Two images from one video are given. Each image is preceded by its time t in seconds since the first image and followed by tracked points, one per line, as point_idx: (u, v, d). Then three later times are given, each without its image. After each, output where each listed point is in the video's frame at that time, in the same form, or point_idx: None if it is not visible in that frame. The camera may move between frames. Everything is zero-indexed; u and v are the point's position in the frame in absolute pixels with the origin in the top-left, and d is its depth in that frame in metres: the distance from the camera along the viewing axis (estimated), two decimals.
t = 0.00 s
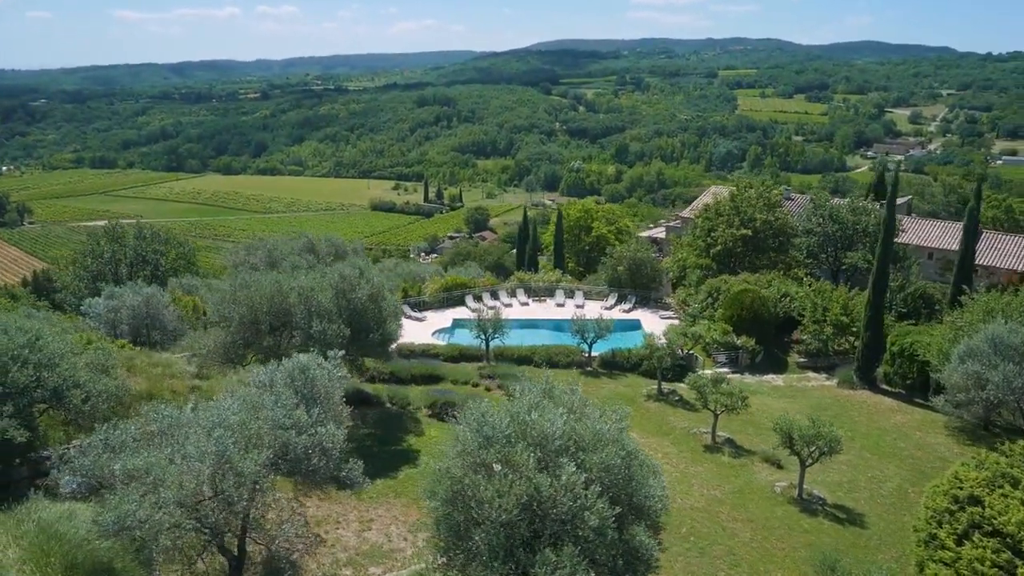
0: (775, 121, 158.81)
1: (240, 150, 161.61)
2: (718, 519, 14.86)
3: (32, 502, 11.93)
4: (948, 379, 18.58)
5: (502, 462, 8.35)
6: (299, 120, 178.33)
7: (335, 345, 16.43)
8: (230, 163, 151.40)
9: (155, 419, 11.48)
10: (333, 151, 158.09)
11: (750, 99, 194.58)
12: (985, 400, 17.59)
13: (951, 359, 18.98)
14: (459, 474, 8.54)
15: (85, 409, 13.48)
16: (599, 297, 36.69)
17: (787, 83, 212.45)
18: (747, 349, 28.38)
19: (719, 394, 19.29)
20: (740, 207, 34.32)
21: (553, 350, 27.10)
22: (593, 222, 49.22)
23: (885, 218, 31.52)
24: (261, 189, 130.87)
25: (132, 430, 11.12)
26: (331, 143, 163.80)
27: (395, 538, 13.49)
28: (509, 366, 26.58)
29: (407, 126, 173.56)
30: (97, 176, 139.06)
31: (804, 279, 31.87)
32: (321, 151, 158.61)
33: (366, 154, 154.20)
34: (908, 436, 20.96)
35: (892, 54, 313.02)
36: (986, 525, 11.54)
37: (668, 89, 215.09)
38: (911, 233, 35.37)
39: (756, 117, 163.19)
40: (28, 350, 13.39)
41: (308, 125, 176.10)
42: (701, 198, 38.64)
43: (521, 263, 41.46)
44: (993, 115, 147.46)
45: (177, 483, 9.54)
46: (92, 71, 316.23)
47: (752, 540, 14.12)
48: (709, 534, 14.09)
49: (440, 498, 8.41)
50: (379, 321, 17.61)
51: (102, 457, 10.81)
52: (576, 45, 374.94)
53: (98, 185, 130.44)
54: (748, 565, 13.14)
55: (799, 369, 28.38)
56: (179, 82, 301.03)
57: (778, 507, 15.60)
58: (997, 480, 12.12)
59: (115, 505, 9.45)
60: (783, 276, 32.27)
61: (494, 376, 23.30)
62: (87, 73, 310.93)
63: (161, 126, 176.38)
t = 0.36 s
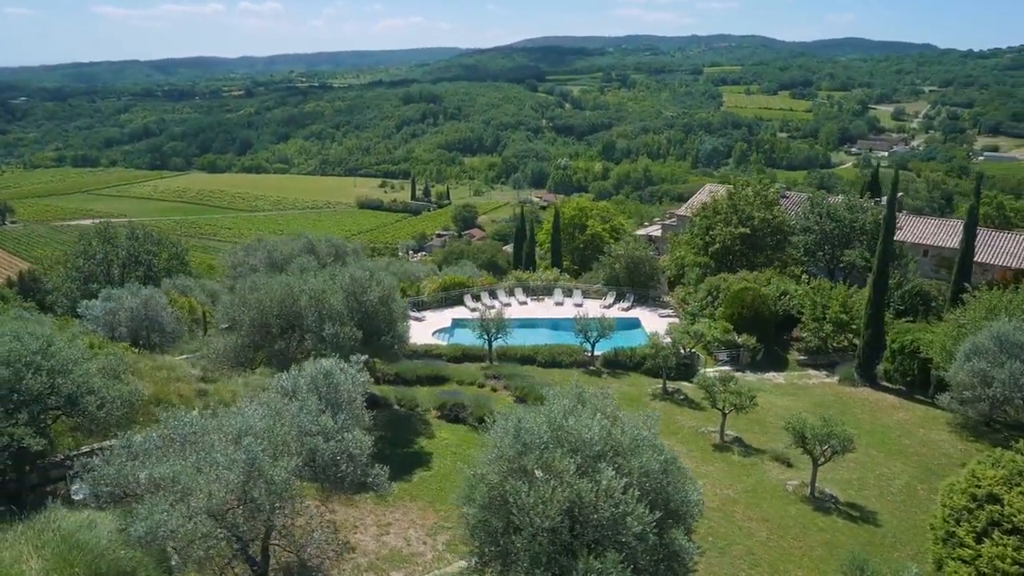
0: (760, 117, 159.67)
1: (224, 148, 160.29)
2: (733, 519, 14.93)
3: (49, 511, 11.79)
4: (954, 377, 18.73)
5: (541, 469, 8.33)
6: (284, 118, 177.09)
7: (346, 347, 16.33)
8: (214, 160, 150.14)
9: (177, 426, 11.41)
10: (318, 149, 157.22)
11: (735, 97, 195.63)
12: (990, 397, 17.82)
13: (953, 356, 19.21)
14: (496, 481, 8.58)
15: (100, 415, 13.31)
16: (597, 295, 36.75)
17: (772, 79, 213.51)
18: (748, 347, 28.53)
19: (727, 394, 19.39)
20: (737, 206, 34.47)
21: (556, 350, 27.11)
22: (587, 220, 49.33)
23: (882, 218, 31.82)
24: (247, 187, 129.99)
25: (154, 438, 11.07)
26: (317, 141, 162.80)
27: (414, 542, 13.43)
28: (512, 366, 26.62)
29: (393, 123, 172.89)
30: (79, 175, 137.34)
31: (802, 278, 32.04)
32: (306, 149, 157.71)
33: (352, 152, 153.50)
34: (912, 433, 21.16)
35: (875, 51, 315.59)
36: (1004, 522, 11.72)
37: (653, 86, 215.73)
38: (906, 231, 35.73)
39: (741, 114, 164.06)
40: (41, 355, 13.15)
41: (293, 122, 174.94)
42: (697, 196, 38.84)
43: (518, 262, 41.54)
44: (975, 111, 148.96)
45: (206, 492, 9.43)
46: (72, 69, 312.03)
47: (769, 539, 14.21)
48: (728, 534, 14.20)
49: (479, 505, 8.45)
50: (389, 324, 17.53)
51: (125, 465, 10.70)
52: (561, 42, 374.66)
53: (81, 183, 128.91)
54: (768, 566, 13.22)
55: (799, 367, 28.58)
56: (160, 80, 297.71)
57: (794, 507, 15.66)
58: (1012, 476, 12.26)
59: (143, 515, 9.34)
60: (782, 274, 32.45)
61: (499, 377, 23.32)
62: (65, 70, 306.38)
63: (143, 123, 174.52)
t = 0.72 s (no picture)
0: (745, 115, 160.41)
1: (209, 146, 158.87)
2: (749, 521, 14.97)
3: (67, 524, 11.57)
4: (962, 376, 18.86)
5: (582, 479, 8.29)
6: (269, 116, 175.77)
7: (358, 352, 16.20)
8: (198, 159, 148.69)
9: (200, 436, 11.27)
10: (304, 147, 156.21)
11: (720, 94, 196.45)
12: (999, 398, 17.96)
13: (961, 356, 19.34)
14: (535, 491, 8.54)
15: (114, 425, 13.09)
16: (595, 295, 36.73)
17: (756, 77, 214.38)
18: (749, 346, 28.60)
19: (736, 395, 19.44)
20: (736, 205, 34.57)
21: (559, 351, 27.03)
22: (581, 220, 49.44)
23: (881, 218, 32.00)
24: (233, 186, 128.93)
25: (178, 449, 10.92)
26: (302, 139, 161.64)
27: (434, 549, 13.30)
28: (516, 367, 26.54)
29: (379, 121, 172.09)
30: (60, 174, 135.55)
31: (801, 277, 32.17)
32: (292, 147, 156.61)
33: (338, 150, 152.63)
34: (916, 432, 21.33)
35: (858, 49, 318.24)
36: None
37: (639, 83, 216.12)
38: (901, 229, 35.96)
39: (726, 111, 164.72)
40: (53, 365, 12.92)
41: (278, 120, 173.69)
42: (694, 196, 38.96)
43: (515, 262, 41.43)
44: (956, 108, 150.59)
45: (236, 504, 9.28)
46: (51, 67, 307.67)
47: (786, 541, 14.27)
48: (746, 536, 14.26)
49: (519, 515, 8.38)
50: (400, 327, 17.42)
51: (148, 476, 10.53)
52: (546, 39, 374.52)
53: (63, 183, 127.24)
54: (788, 568, 13.28)
55: (800, 366, 28.74)
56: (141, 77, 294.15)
57: (809, 509, 15.69)
58: None
59: (173, 529, 9.20)
60: (781, 273, 32.57)
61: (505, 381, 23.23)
62: (44, 68, 302.14)
63: (125, 122, 172.56)
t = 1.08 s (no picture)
0: (730, 113, 161.07)
1: (194, 145, 157.44)
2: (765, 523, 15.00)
3: (85, 536, 11.36)
4: (971, 376, 18.96)
5: (623, 491, 8.24)
6: (254, 115, 174.37)
7: (368, 358, 16.10)
8: (183, 158, 147.30)
9: (221, 447, 11.10)
10: (290, 146, 155.19)
11: (706, 92, 197.27)
12: (1006, 398, 18.08)
13: (969, 356, 19.44)
14: (575, 504, 8.49)
15: (128, 436, 12.88)
16: (593, 295, 36.73)
17: (741, 75, 215.31)
18: (751, 346, 28.70)
19: (747, 396, 19.43)
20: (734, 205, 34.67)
21: (562, 353, 26.98)
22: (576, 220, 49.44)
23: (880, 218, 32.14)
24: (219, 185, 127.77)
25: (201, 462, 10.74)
26: (288, 138, 160.45)
27: (454, 557, 13.12)
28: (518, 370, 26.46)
29: (366, 119, 171.31)
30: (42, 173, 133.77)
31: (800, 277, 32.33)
32: (278, 145, 155.57)
33: (324, 149, 151.70)
34: (922, 431, 21.46)
35: (840, 47, 320.68)
36: None
37: (624, 82, 216.54)
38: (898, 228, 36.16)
39: (712, 110, 165.33)
40: (65, 375, 12.66)
41: (263, 119, 172.40)
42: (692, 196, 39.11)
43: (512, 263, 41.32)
44: (938, 106, 152.16)
45: (266, 518, 9.13)
46: (31, 65, 303.66)
47: (802, 543, 14.30)
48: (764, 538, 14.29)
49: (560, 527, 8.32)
50: (410, 333, 17.35)
51: (171, 490, 10.34)
52: (531, 38, 374.49)
53: (46, 182, 125.56)
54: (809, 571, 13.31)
55: (801, 365, 28.85)
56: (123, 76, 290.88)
57: (823, 511, 15.69)
58: None
59: (202, 545, 9.02)
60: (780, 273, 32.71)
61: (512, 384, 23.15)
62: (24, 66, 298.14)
63: (108, 121, 170.66)
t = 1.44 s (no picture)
0: (716, 111, 161.55)
1: (178, 145, 155.99)
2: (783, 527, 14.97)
3: (103, 550, 11.15)
4: (978, 377, 19.08)
5: (667, 504, 8.16)
6: (239, 113, 172.92)
7: (382, 363, 15.91)
8: (168, 158, 145.90)
9: (244, 459, 10.90)
10: (276, 145, 154.06)
11: (691, 90, 197.91)
12: (1014, 399, 18.20)
13: (975, 356, 19.54)
14: (617, 518, 8.43)
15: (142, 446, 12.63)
16: (592, 296, 36.67)
17: (726, 73, 216.17)
18: (752, 347, 28.77)
19: (757, 399, 19.41)
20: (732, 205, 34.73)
21: (565, 354, 26.92)
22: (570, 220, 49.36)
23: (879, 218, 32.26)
24: (205, 184, 126.68)
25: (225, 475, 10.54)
26: (274, 137, 159.35)
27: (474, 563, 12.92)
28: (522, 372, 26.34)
29: (352, 118, 170.38)
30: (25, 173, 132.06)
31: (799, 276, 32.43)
32: (264, 144, 154.47)
33: (310, 148, 150.65)
34: (926, 431, 21.56)
35: (824, 45, 322.85)
36: None
37: (610, 80, 216.70)
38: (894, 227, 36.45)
39: (698, 108, 165.71)
40: (77, 385, 12.39)
41: (248, 118, 171.07)
42: (689, 196, 39.18)
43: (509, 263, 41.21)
44: (922, 104, 153.46)
45: (299, 532, 8.96)
46: (10, 63, 299.61)
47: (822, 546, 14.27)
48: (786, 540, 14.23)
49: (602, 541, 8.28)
50: (421, 337, 17.20)
51: (196, 504, 10.12)
52: (517, 36, 373.68)
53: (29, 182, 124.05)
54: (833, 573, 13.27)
55: (803, 365, 28.92)
56: (104, 74, 287.69)
57: (839, 514, 15.67)
58: None
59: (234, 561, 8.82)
60: (779, 272, 32.81)
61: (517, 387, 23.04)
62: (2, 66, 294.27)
63: (91, 120, 168.75)
